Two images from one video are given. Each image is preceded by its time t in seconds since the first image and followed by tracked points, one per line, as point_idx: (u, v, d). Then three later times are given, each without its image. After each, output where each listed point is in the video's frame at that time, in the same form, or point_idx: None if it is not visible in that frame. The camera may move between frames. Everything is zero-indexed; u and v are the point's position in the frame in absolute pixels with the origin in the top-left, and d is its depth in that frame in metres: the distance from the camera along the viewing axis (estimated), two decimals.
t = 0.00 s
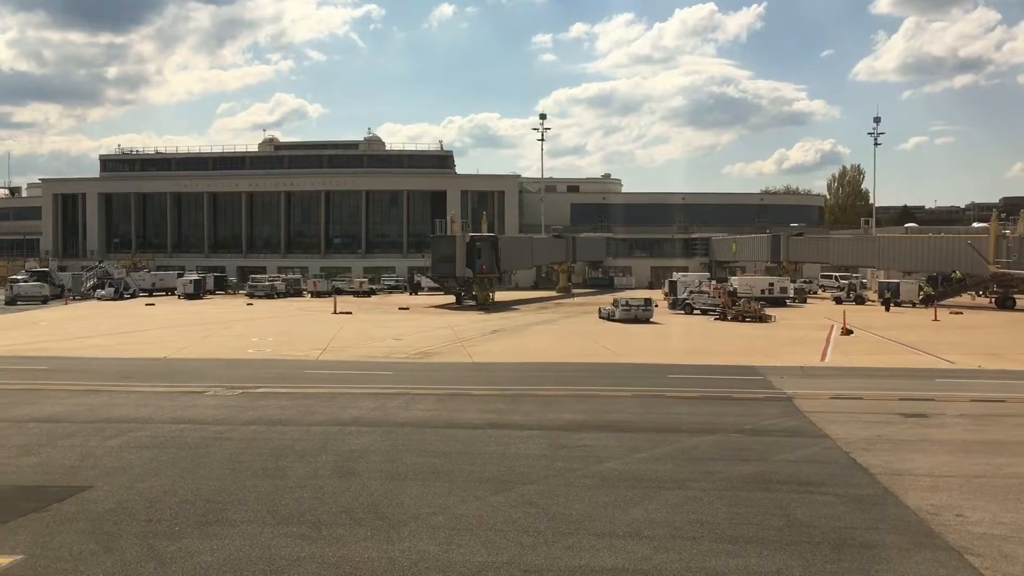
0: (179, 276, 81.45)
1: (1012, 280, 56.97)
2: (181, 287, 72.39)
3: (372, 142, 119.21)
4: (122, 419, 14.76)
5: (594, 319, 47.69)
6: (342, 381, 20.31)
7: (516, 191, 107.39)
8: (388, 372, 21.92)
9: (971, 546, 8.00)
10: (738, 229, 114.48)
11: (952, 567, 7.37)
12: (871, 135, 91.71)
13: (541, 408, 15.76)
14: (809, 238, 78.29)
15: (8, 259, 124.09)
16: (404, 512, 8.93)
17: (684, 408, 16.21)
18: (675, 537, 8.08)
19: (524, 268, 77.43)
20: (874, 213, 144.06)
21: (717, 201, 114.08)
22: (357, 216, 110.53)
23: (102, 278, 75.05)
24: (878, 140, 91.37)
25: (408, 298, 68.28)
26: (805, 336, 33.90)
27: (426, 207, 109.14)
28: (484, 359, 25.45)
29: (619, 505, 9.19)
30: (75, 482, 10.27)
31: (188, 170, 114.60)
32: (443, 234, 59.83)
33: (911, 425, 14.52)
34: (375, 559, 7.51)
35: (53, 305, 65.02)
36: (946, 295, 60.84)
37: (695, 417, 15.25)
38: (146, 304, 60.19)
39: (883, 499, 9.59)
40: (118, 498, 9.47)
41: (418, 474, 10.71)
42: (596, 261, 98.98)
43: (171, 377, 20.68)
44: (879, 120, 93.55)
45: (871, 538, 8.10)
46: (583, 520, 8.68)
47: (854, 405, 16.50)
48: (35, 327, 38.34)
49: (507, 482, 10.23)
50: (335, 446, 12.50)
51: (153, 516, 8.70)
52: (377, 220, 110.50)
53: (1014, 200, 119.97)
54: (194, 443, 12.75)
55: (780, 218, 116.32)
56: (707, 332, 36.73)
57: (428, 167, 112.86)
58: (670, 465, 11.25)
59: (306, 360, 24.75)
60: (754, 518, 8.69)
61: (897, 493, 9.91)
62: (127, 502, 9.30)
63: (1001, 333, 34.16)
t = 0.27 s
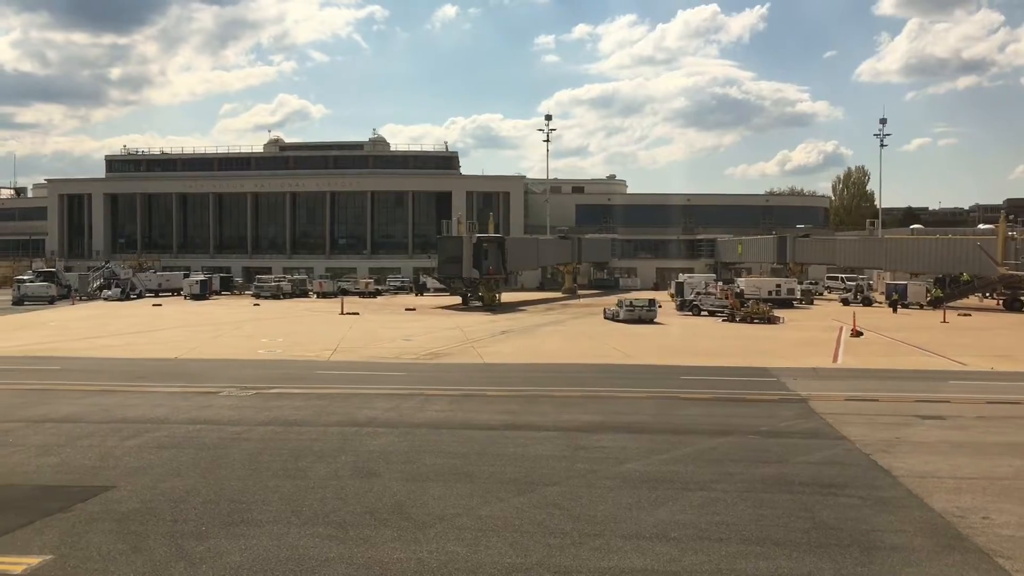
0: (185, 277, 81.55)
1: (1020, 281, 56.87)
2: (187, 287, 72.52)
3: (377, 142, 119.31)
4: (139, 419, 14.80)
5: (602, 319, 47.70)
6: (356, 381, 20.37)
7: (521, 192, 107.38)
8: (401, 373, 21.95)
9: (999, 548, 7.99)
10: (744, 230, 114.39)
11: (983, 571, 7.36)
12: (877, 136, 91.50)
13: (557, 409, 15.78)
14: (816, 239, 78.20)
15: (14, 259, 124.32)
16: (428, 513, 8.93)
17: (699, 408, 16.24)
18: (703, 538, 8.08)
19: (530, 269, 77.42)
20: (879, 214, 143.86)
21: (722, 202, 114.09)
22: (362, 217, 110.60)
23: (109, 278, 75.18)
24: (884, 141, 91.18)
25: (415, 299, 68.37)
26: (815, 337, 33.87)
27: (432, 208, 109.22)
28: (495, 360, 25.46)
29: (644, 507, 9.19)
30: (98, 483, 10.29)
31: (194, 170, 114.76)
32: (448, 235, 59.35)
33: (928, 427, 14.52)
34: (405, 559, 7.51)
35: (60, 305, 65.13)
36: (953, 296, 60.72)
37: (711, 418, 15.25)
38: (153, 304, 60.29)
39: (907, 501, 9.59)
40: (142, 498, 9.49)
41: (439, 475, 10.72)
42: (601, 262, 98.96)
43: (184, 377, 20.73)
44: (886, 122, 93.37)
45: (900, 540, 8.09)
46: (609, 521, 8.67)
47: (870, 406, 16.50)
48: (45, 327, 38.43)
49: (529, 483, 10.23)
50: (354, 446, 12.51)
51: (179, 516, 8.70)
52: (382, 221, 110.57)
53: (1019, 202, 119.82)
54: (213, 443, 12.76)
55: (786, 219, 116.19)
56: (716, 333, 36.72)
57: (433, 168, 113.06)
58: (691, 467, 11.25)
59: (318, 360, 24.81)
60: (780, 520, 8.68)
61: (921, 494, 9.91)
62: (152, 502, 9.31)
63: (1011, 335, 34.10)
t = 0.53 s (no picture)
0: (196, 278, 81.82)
1: None
2: (199, 290, 72.70)
3: (388, 145, 119.61)
4: (161, 420, 14.85)
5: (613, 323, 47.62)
6: (373, 384, 20.38)
7: (531, 195, 107.47)
8: (418, 375, 21.97)
9: None
10: (754, 233, 114.19)
11: None
12: (888, 140, 91.19)
13: (577, 413, 15.75)
14: (827, 243, 78.00)
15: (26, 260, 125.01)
16: (458, 516, 8.91)
17: (718, 412, 16.20)
18: (735, 542, 8.04)
19: (540, 272, 77.45)
20: (889, 218, 143.43)
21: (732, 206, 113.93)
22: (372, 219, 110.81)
23: (121, 280, 75.51)
24: (895, 145, 90.87)
25: (426, 302, 68.36)
26: (830, 341, 33.77)
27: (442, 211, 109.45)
28: (511, 363, 25.47)
29: (674, 511, 9.17)
30: (126, 484, 10.32)
31: (205, 173, 115.24)
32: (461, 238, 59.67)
33: (952, 432, 14.44)
34: (438, 563, 7.51)
35: (73, 306, 65.44)
36: (966, 301, 60.43)
37: (732, 422, 15.20)
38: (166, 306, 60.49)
39: (938, 507, 9.54)
40: (171, 500, 9.50)
41: (465, 478, 10.71)
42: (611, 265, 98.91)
43: (203, 379, 20.79)
44: (897, 125, 93.15)
45: (934, 547, 8.04)
46: (640, 525, 8.65)
47: (891, 411, 16.42)
48: (61, 329, 38.62)
49: (556, 487, 10.22)
50: (377, 449, 12.50)
51: (209, 519, 8.71)
52: (392, 223, 110.79)
53: None
54: (236, 446, 12.78)
55: (796, 223, 115.91)
56: (730, 337, 36.65)
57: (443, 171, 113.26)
58: (718, 471, 11.21)
59: (335, 363, 24.82)
60: (812, 526, 8.65)
61: (951, 500, 9.85)
62: (182, 504, 9.33)
63: None
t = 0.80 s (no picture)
0: (211, 280, 82.15)
1: None
2: (214, 291, 72.95)
3: (402, 148, 119.91)
4: (187, 422, 14.91)
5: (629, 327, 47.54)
6: (395, 386, 20.41)
7: (544, 199, 107.44)
8: (439, 378, 21.99)
9: None
10: (768, 238, 113.87)
11: None
12: (904, 144, 90.92)
13: (603, 418, 15.73)
14: (842, 248, 77.70)
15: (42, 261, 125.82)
16: (492, 520, 8.91)
17: (744, 417, 16.17)
18: (773, 548, 8.02)
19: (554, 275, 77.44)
20: (904, 223, 142.84)
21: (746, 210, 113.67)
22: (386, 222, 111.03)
23: (137, 281, 75.91)
24: (911, 150, 90.63)
25: (440, 304, 68.45)
26: (849, 346, 33.62)
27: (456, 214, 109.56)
28: (531, 366, 25.45)
29: (709, 516, 9.14)
30: (159, 484, 10.37)
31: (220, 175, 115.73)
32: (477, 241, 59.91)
33: (981, 439, 14.35)
34: (477, 567, 7.50)
35: (89, 307, 65.79)
36: (984, 307, 60.09)
37: (759, 427, 15.16)
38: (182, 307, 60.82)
39: (974, 514, 9.48)
40: (205, 501, 9.53)
41: (496, 481, 10.72)
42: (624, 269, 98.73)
43: (225, 380, 20.87)
44: (913, 130, 92.77)
45: (974, 555, 7.99)
46: (675, 529, 8.63)
47: (918, 418, 16.33)
48: (80, 329, 38.84)
49: (588, 491, 10.21)
50: (406, 451, 12.52)
51: (245, 520, 8.74)
52: (406, 226, 111.00)
53: None
54: (265, 448, 12.81)
55: (811, 228, 115.53)
56: (748, 341, 36.55)
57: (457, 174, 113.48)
58: (749, 476, 11.18)
59: (355, 365, 24.85)
60: (849, 532, 8.61)
61: (986, 507, 9.79)
62: (217, 505, 9.36)
63: None
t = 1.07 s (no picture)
0: (228, 280, 82.47)
1: None
2: (231, 291, 73.25)
3: (417, 149, 120.19)
4: (217, 421, 14.99)
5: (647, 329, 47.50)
6: (419, 387, 20.44)
7: (559, 200, 107.50)
8: (462, 379, 22.02)
9: None
10: (784, 240, 113.62)
11: None
12: (922, 147, 90.37)
13: (630, 421, 15.71)
14: (859, 251, 77.38)
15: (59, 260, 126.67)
16: (530, 522, 8.89)
17: (771, 421, 16.12)
18: (814, 553, 7.98)
19: (570, 277, 77.41)
20: (920, 226, 142.30)
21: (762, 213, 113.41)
22: (401, 222, 111.36)
23: (154, 281, 76.31)
24: (929, 152, 90.04)
25: (456, 305, 68.51)
26: (870, 350, 33.46)
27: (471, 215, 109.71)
28: (552, 367, 25.47)
29: (748, 519, 9.09)
30: (194, 484, 10.40)
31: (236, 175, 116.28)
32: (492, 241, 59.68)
33: (1012, 443, 14.24)
34: (519, 568, 7.48)
35: (108, 306, 66.16)
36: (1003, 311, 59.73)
37: (787, 430, 15.09)
38: (200, 306, 61.18)
39: (1014, 520, 9.40)
40: (241, 501, 9.55)
41: (530, 482, 10.71)
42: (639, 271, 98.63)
43: (249, 380, 20.97)
44: (931, 131, 92.17)
45: (1018, 561, 7.93)
46: (716, 532, 8.56)
47: (946, 422, 16.23)
48: (100, 328, 39.08)
49: (624, 493, 10.18)
50: (436, 451, 12.55)
51: (285, 519, 8.76)
52: (422, 226, 111.35)
53: None
54: (296, 447, 12.88)
55: (826, 230, 115.18)
56: (767, 344, 36.44)
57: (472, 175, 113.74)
58: (782, 480, 11.14)
59: (378, 365, 24.91)
60: (890, 537, 8.55)
61: None
62: (254, 504, 9.39)
63: None
